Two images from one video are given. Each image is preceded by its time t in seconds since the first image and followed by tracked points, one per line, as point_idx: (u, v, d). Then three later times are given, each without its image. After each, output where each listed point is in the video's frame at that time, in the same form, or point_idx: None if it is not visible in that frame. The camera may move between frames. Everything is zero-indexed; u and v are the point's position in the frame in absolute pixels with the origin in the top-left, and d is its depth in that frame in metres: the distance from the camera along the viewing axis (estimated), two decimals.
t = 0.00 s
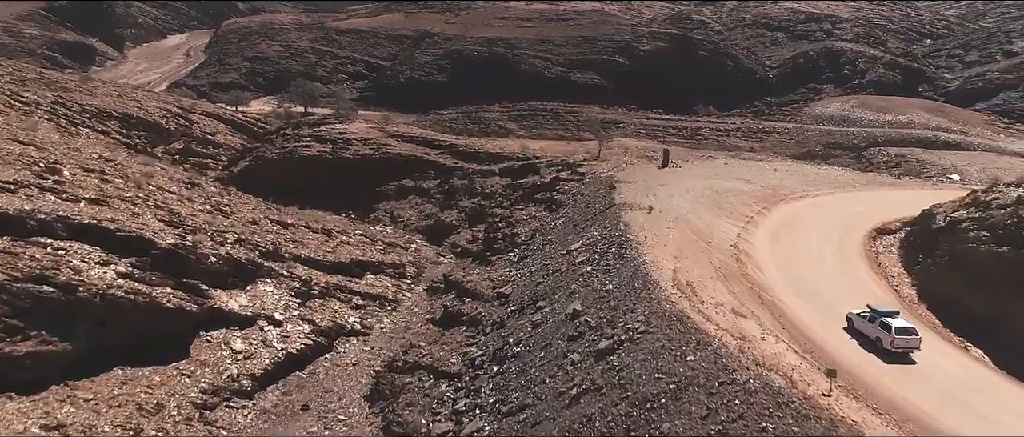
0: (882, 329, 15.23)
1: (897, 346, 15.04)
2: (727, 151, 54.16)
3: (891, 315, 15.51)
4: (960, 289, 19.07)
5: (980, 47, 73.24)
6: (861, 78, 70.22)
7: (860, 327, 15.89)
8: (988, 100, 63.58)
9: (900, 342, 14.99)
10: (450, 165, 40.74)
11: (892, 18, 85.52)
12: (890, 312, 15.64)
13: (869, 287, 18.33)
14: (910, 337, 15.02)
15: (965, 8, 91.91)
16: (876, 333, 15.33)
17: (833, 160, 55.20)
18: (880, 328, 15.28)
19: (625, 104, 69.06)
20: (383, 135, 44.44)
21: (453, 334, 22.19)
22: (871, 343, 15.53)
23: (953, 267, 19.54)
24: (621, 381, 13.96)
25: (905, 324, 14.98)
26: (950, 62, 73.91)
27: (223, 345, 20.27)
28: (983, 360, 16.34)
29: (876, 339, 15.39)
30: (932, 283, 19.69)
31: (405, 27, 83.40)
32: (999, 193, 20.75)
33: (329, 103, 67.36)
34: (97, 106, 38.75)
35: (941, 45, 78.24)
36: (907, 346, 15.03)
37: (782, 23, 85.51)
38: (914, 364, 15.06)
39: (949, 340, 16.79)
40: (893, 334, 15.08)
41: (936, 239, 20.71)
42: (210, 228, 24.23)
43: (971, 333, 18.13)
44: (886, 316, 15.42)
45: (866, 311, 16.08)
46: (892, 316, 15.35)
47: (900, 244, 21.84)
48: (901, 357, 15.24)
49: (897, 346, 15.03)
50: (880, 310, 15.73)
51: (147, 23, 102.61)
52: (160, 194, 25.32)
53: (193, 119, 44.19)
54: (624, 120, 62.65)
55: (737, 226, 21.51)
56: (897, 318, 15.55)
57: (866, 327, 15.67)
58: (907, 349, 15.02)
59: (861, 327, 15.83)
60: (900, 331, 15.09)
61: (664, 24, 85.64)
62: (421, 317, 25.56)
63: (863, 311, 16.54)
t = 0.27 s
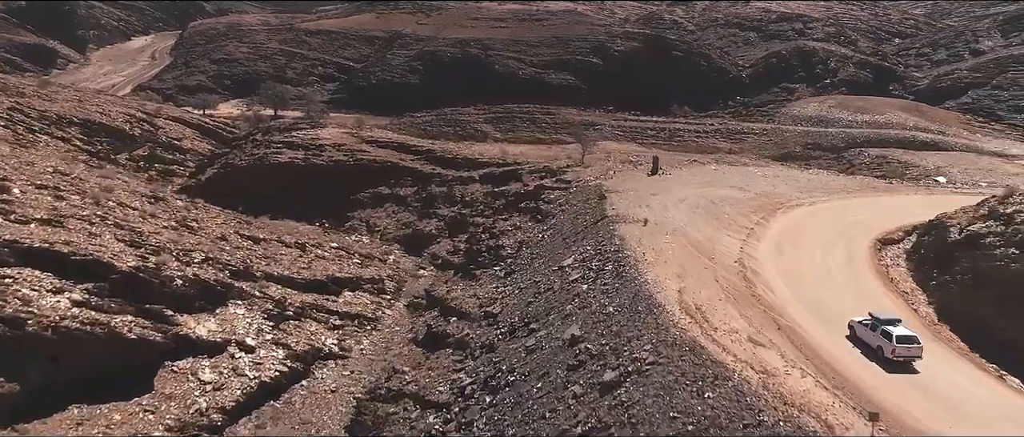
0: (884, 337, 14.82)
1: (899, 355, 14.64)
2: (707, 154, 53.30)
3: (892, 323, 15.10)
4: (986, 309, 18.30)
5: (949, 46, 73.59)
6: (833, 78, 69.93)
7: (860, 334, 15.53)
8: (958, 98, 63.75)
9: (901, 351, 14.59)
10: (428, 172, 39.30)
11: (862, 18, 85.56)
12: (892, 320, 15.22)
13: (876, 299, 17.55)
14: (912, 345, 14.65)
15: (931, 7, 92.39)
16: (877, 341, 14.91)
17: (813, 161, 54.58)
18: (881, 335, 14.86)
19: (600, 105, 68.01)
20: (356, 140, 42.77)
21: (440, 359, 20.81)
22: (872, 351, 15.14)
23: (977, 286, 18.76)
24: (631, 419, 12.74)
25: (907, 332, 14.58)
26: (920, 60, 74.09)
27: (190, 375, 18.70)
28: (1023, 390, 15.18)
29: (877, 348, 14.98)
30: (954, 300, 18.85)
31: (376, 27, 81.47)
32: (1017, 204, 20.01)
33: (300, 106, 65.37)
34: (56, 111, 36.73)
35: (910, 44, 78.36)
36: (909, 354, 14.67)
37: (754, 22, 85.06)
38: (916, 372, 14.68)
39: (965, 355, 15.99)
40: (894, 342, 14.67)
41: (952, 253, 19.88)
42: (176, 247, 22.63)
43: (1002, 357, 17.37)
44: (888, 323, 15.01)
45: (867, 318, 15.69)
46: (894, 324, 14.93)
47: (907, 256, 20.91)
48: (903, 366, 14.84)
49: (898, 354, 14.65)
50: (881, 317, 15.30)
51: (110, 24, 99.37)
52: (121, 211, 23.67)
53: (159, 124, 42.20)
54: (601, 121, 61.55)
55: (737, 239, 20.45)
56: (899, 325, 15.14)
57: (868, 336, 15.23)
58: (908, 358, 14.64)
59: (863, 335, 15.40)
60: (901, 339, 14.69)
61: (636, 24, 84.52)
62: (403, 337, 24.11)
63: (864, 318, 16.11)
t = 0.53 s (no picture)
0: (892, 345, 14.37)
1: (907, 363, 14.16)
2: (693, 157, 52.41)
3: (901, 331, 14.62)
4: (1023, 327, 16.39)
5: (925, 45, 73.57)
6: (812, 78, 69.60)
7: (868, 342, 15.00)
8: (935, 97, 63.64)
9: (910, 360, 14.13)
10: (412, 177, 37.90)
11: (839, 17, 85.05)
12: (901, 328, 14.76)
13: (889, 311, 16.85)
14: (921, 355, 14.14)
15: (905, 6, 91.95)
16: (885, 350, 14.46)
17: (800, 163, 53.78)
18: (889, 344, 14.39)
19: (580, 106, 67.00)
20: (336, 145, 41.16)
21: (431, 384, 19.54)
22: (879, 359, 14.72)
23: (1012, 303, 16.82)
24: None
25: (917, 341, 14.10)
26: (897, 59, 73.95)
27: (163, 407, 17.38)
28: None
29: (885, 356, 14.54)
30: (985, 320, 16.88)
31: (354, 28, 78.94)
32: None
33: (277, 108, 63.58)
34: (22, 116, 35.02)
35: (887, 43, 78.05)
36: (918, 363, 14.15)
37: (734, 22, 84.27)
38: (925, 382, 14.19)
39: (990, 373, 15.22)
40: (902, 350, 14.23)
41: (977, 267, 18.01)
42: (147, 265, 21.22)
43: None
44: (896, 332, 14.55)
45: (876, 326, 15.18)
46: (903, 332, 14.45)
47: (919, 267, 19.83)
48: (912, 375, 14.37)
49: (907, 363, 14.16)
50: (889, 325, 14.84)
51: (81, 25, 96.82)
52: (87, 227, 22.23)
53: (130, 128, 40.48)
54: (585, 123, 60.36)
55: (744, 252, 19.43)
56: (908, 333, 14.67)
57: (876, 344, 14.78)
58: (917, 367, 14.15)
59: (871, 344, 14.94)
60: (910, 348, 14.22)
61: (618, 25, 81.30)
62: (390, 357, 22.79)
63: (873, 326, 15.61)
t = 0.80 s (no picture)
0: (900, 354, 13.97)
1: (916, 373, 13.77)
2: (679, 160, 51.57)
3: (910, 339, 14.22)
4: None
5: (901, 45, 73.35)
6: (790, 77, 69.00)
7: (877, 350, 14.62)
8: (912, 96, 63.29)
9: (918, 369, 13.73)
10: (394, 184, 36.53)
11: (816, 17, 84.35)
12: (910, 336, 14.36)
13: (900, 322, 16.30)
14: (931, 364, 13.72)
15: (880, 4, 90.96)
16: (893, 359, 14.06)
17: (785, 164, 52.65)
18: (897, 353, 14.02)
19: (559, 107, 65.85)
20: (314, 151, 39.51)
21: (421, 411, 18.24)
22: (887, 367, 14.33)
23: None
24: None
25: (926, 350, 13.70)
26: (873, 59, 73.66)
27: None
28: None
29: (893, 365, 14.13)
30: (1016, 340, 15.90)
31: (331, 28, 77.02)
32: None
33: (252, 111, 61.76)
34: None
35: (863, 43, 77.66)
36: (927, 373, 13.74)
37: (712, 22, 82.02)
38: (935, 392, 13.78)
39: (1010, 386, 14.61)
40: (910, 360, 13.84)
41: (1003, 285, 17.10)
42: (113, 287, 19.82)
43: None
44: (905, 340, 14.16)
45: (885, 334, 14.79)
46: (912, 341, 14.08)
47: (933, 280, 18.91)
48: (922, 384, 13.94)
49: (916, 372, 13.76)
50: (898, 333, 14.46)
51: (48, 26, 94.02)
52: (49, 247, 20.86)
53: (100, 132, 38.77)
54: (566, 125, 59.05)
55: (751, 267, 18.39)
56: (917, 342, 14.27)
57: (885, 352, 14.38)
58: (926, 376, 13.74)
59: (880, 352, 14.53)
60: (919, 356, 13.82)
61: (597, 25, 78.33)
62: (376, 379, 21.47)
63: (882, 333, 15.18)
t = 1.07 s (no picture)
0: (907, 361, 13.53)
1: (923, 381, 13.31)
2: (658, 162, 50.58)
3: (917, 346, 13.78)
4: None
5: (873, 44, 72.52)
6: (766, 77, 67.48)
7: (884, 357, 14.19)
8: (885, 96, 62.78)
9: (925, 377, 13.27)
10: (372, 191, 34.63)
11: (790, 17, 81.38)
12: (918, 343, 13.91)
13: (911, 332, 15.71)
14: (937, 371, 13.28)
15: (850, 3, 87.48)
16: (900, 365, 13.64)
17: (766, 165, 51.44)
18: (904, 360, 13.58)
19: (535, 108, 63.76)
20: (288, 157, 37.51)
21: None
22: (894, 375, 13.89)
23: None
24: None
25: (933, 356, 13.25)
26: (846, 57, 72.78)
27: None
28: None
29: (900, 372, 13.69)
30: None
31: (303, 30, 73.94)
32: None
33: (224, 114, 59.85)
34: None
35: (836, 42, 76.72)
36: (934, 381, 13.29)
37: (687, 21, 79.03)
38: (943, 400, 13.32)
39: None
40: (917, 367, 13.38)
41: None
42: (70, 314, 18.69)
43: None
44: (912, 347, 13.72)
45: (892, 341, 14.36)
46: (919, 348, 13.64)
47: (947, 295, 18.15)
48: (930, 392, 13.48)
49: (922, 380, 13.32)
50: (905, 339, 14.03)
51: (10, 27, 90.89)
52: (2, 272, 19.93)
53: (64, 138, 37.33)
54: (545, 127, 57.51)
55: (759, 283, 17.40)
56: (925, 349, 13.82)
57: (891, 359, 13.96)
58: (933, 384, 13.28)
59: (887, 358, 14.10)
60: (926, 364, 13.36)
61: (573, 25, 74.65)
62: (360, 403, 20.08)
63: (888, 340, 14.76)
